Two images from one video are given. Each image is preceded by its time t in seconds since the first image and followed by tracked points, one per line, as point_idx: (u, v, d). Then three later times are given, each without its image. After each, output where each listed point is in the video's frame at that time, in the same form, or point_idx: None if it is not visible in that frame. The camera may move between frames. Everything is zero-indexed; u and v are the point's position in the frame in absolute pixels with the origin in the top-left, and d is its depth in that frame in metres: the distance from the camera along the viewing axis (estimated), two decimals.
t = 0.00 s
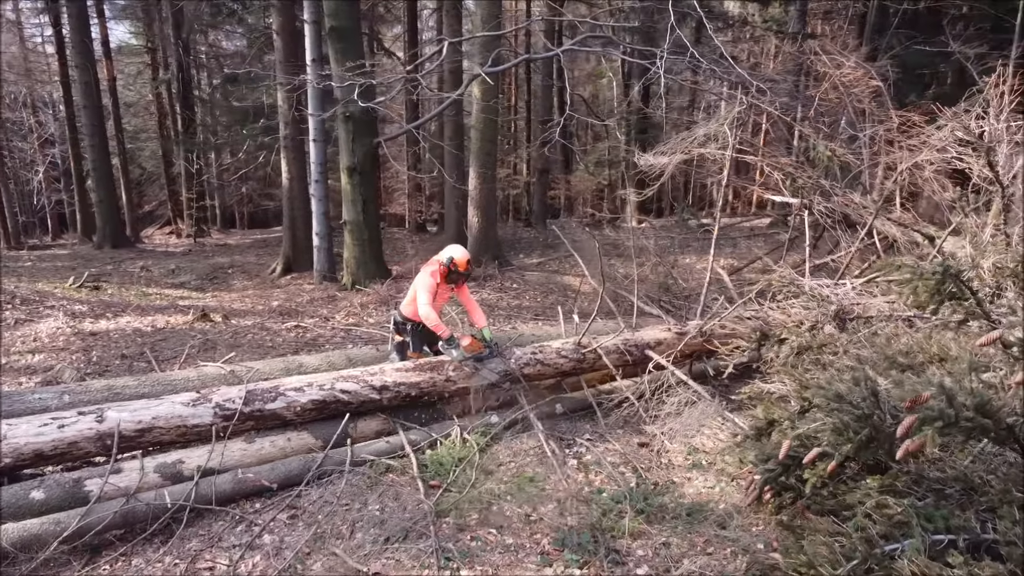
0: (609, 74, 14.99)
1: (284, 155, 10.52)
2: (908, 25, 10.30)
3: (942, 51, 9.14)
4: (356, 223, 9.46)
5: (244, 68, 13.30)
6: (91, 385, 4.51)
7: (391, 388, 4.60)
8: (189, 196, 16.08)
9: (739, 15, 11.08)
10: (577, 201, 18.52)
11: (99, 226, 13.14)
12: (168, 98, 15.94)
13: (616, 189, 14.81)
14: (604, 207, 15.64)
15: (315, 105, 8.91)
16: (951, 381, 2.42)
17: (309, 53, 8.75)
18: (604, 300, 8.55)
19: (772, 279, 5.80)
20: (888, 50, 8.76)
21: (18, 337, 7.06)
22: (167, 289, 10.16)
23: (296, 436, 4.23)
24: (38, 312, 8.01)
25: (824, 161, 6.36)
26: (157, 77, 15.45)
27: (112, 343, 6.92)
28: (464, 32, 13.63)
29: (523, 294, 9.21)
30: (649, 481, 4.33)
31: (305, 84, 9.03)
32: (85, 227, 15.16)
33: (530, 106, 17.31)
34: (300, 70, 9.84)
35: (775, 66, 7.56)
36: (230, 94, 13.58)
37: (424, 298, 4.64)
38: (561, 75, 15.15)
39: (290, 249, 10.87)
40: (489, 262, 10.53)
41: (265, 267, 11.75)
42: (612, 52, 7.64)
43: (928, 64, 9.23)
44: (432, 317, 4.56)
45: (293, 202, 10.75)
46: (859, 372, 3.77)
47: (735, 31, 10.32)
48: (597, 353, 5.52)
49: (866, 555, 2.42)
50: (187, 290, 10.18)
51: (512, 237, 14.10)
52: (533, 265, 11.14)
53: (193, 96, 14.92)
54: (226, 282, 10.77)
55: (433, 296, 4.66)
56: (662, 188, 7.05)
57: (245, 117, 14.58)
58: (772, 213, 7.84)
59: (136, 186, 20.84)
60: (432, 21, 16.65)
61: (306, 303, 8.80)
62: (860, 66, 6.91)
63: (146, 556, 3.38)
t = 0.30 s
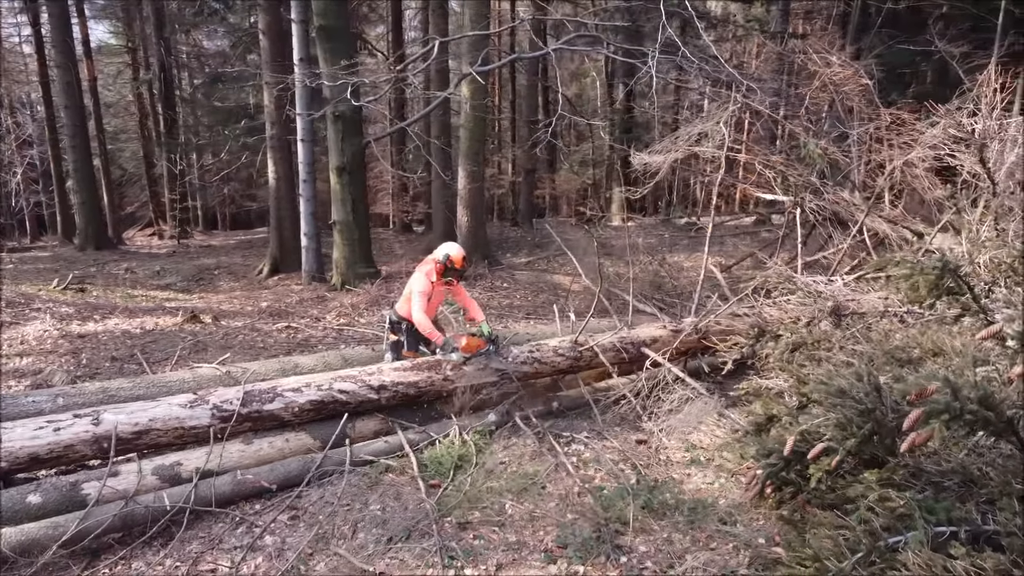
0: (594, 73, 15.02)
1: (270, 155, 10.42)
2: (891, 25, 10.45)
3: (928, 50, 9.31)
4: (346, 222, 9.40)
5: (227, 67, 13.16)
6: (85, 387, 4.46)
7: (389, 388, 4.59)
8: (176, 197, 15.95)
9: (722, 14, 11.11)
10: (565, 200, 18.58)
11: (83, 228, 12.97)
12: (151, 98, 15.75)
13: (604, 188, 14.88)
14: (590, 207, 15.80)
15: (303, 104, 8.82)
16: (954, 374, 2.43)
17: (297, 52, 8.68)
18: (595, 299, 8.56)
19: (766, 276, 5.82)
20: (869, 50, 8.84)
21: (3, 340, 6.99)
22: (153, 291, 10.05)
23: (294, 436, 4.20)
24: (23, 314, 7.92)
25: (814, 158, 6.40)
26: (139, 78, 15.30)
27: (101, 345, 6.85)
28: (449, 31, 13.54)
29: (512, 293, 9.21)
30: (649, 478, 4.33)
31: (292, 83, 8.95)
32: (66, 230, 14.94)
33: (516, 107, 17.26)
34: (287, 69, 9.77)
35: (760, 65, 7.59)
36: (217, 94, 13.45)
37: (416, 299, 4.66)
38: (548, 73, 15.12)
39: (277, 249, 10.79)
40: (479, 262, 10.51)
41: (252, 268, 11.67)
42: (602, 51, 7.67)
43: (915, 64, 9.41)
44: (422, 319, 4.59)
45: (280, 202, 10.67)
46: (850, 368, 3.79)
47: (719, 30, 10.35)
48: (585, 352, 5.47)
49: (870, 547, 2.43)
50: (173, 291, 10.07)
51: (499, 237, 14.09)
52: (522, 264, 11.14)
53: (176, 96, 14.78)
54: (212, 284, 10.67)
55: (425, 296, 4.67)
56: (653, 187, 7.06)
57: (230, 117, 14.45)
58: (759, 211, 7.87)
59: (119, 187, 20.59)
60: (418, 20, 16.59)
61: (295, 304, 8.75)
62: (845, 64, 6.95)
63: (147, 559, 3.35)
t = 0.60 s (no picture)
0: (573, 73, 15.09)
1: (252, 155, 10.29)
2: (868, 24, 10.59)
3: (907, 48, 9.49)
4: (331, 223, 9.32)
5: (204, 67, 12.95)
6: (74, 390, 4.40)
7: (384, 387, 4.56)
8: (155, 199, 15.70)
9: (702, 13, 11.16)
10: (548, 200, 18.63)
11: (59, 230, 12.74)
12: (127, 98, 15.49)
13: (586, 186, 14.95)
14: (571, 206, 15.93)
15: (286, 103, 8.71)
16: (952, 366, 2.45)
17: (279, 52, 8.60)
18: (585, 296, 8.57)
19: (758, 273, 5.86)
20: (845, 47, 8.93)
21: None
22: (134, 293, 9.91)
23: (288, 437, 4.17)
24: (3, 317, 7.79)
25: (800, 156, 6.44)
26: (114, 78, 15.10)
27: (86, 348, 6.76)
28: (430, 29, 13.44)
29: (499, 292, 9.20)
30: (645, 474, 4.34)
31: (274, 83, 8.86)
32: (42, 233, 14.65)
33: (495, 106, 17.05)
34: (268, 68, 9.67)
35: (741, 63, 7.61)
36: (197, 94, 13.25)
37: (409, 294, 4.67)
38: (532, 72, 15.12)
39: (260, 250, 10.69)
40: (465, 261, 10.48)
41: (234, 269, 11.54)
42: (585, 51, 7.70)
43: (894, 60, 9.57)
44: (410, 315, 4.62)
45: (262, 202, 10.56)
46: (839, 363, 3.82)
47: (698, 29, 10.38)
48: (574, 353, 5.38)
49: (869, 539, 2.46)
50: (154, 294, 9.93)
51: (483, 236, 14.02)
52: (508, 263, 11.14)
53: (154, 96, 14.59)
54: (195, 285, 10.54)
55: (420, 292, 4.67)
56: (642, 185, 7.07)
57: (211, 117, 14.26)
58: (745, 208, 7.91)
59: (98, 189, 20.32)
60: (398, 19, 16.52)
61: (280, 305, 8.66)
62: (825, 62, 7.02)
63: (143, 562, 3.31)
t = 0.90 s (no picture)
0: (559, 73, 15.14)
1: (236, 155, 10.24)
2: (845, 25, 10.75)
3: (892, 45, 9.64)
4: (318, 223, 9.23)
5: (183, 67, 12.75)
6: (66, 394, 4.34)
7: (380, 387, 4.54)
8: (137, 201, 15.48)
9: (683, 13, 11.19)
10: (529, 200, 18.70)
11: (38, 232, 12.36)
12: (104, 100, 15.21)
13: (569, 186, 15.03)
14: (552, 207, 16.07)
15: (269, 104, 8.69)
16: (953, 357, 2.47)
17: (265, 51, 8.54)
18: (575, 295, 8.58)
19: (750, 269, 5.88)
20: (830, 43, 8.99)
21: None
22: (116, 296, 9.76)
23: (285, 438, 4.13)
24: None
25: (787, 154, 6.48)
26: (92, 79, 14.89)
27: (72, 352, 6.68)
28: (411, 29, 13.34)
29: (488, 291, 9.19)
30: (642, 471, 4.35)
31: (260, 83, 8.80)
32: (15, 234, 14.11)
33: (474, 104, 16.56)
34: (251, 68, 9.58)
35: (722, 62, 7.60)
36: (177, 94, 13.09)
37: (416, 279, 4.80)
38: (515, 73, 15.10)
39: (244, 251, 10.62)
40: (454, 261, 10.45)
41: (218, 271, 11.44)
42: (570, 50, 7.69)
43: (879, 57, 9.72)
44: (412, 301, 4.76)
45: (246, 204, 10.52)
46: (833, 360, 3.84)
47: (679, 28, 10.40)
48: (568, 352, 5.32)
49: (871, 531, 2.48)
50: (137, 296, 9.80)
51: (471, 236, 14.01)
52: (495, 262, 11.14)
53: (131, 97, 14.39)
54: (178, 287, 10.41)
55: (426, 278, 4.80)
56: (632, 184, 7.08)
57: (195, 118, 14.09)
58: (733, 205, 7.95)
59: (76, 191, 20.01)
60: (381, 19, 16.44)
61: (269, 306, 8.58)
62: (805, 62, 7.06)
63: (142, 566, 3.28)
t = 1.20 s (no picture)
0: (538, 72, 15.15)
1: (213, 155, 10.09)
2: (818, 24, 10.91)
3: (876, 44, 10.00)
4: (300, 224, 9.16)
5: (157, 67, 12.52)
6: (53, 399, 4.24)
7: (374, 387, 4.52)
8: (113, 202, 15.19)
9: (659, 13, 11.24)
10: (506, 201, 18.70)
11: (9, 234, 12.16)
12: (75, 100, 14.89)
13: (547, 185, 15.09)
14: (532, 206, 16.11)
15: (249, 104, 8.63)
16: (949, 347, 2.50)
17: (243, 50, 8.45)
18: (562, 292, 8.61)
19: (739, 267, 5.93)
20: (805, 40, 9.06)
21: None
22: (93, 299, 9.57)
23: (278, 440, 4.08)
24: None
25: (771, 152, 6.53)
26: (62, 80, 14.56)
27: (53, 356, 6.56)
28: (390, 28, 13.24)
29: (472, 290, 9.18)
30: (637, 467, 4.36)
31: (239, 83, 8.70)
32: None
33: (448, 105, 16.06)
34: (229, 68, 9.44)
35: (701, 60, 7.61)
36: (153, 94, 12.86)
37: (411, 271, 4.86)
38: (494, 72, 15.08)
39: (222, 253, 10.49)
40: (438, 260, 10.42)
41: (196, 273, 11.28)
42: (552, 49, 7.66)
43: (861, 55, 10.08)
44: (406, 291, 4.83)
45: (224, 205, 10.42)
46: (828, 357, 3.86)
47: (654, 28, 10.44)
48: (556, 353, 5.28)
49: (870, 521, 2.50)
50: (115, 299, 9.62)
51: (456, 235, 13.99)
52: (477, 262, 11.11)
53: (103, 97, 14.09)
54: (155, 290, 10.23)
55: (421, 270, 4.83)
56: (620, 184, 7.09)
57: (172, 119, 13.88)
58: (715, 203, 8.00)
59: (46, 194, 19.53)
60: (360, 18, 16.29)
61: (252, 308, 8.48)
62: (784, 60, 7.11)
63: (137, 572, 3.23)
